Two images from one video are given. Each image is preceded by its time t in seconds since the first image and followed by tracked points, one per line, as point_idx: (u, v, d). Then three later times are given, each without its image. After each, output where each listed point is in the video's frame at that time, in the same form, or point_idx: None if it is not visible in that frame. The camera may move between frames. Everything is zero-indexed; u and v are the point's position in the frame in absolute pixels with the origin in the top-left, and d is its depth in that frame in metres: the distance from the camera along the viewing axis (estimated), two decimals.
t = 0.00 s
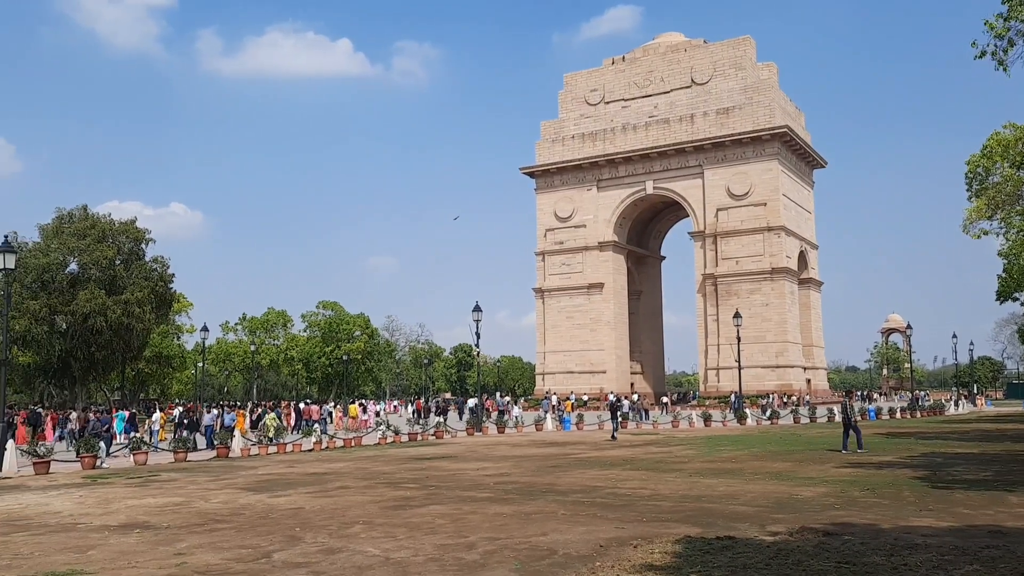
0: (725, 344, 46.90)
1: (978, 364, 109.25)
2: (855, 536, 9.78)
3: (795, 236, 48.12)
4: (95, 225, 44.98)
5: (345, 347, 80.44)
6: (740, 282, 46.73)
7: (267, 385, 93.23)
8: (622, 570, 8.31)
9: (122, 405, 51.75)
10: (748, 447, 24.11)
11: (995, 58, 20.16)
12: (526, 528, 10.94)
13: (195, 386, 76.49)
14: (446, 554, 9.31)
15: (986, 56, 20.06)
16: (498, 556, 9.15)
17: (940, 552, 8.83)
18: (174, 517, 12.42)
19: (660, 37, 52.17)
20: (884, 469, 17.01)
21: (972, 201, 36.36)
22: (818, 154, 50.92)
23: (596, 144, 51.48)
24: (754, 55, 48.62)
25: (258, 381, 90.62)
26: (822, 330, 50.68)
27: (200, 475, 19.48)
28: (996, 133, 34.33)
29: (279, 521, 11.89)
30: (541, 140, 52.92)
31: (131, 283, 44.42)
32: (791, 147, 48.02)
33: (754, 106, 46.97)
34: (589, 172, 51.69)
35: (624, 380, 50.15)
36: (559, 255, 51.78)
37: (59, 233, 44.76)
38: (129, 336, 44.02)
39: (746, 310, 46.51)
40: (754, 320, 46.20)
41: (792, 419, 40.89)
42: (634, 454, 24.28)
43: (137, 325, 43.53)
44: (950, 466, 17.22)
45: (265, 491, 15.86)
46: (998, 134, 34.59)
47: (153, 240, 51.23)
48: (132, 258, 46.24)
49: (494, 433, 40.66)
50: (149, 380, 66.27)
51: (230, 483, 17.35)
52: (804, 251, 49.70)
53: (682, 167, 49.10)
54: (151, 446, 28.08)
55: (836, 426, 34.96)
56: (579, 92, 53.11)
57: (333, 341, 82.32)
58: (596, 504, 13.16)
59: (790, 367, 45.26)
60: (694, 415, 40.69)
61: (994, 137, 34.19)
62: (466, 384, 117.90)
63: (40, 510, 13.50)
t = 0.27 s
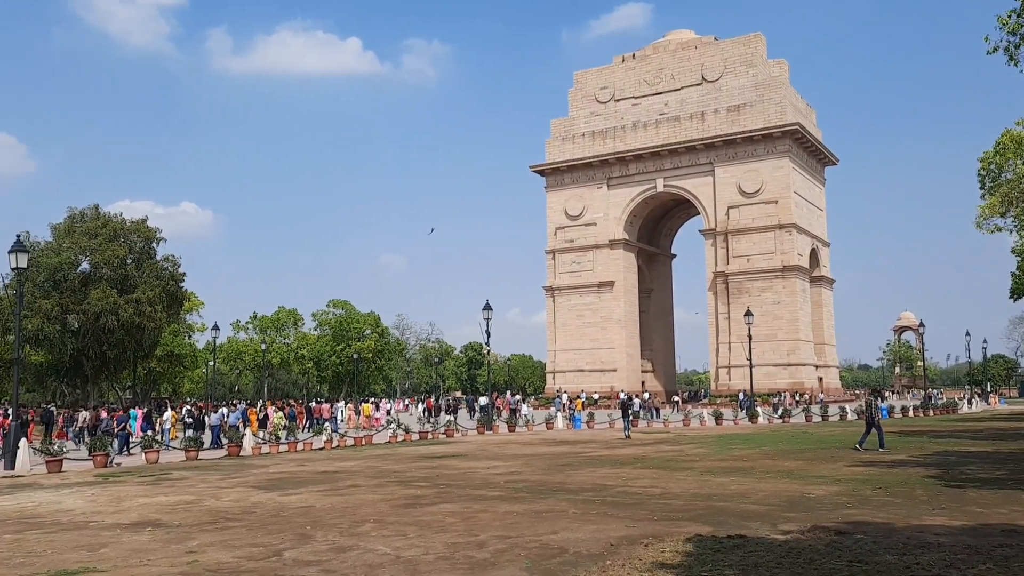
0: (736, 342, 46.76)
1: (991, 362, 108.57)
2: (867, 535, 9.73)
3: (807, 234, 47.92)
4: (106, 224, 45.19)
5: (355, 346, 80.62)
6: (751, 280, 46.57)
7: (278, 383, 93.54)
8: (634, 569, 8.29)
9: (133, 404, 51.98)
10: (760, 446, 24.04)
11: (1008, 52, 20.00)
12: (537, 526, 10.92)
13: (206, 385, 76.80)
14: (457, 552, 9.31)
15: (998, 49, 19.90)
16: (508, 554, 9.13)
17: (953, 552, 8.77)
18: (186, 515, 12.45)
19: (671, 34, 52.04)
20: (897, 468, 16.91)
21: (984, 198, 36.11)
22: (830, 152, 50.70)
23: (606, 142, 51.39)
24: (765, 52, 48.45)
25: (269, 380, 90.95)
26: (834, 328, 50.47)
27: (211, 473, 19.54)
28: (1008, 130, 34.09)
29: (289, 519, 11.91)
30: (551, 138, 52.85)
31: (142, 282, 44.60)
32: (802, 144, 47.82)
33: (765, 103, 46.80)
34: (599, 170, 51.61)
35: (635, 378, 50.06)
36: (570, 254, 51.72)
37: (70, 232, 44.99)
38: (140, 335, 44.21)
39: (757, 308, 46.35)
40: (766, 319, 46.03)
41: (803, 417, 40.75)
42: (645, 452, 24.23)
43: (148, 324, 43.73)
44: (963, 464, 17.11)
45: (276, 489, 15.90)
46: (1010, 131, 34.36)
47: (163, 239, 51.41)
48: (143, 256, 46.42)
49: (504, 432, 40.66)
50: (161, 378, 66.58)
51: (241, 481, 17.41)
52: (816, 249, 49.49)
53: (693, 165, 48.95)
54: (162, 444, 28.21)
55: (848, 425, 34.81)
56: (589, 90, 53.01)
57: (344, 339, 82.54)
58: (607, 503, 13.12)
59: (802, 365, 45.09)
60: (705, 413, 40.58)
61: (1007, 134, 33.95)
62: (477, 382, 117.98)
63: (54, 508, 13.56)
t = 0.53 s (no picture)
0: (744, 340, 46.68)
1: (1002, 360, 108.05)
2: (876, 534, 9.70)
3: (816, 232, 47.78)
4: (115, 223, 45.39)
5: (363, 344, 80.72)
6: (760, 278, 46.47)
7: (286, 382, 93.78)
8: (642, 567, 8.28)
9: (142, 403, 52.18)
10: (769, 444, 23.99)
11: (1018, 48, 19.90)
12: (545, 525, 10.92)
13: (215, 383, 77.02)
14: (465, 550, 9.31)
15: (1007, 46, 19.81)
16: (516, 552, 9.14)
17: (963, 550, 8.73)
18: (195, 513, 12.50)
19: (679, 32, 51.94)
20: (907, 466, 16.85)
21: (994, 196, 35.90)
22: (839, 149, 50.53)
23: (614, 140, 51.34)
24: (773, 49, 48.32)
25: (277, 378, 91.17)
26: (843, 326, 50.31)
27: (220, 471, 19.60)
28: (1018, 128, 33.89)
29: (298, 517, 11.94)
30: (559, 137, 52.81)
31: (151, 281, 44.77)
32: (811, 142, 47.67)
33: (774, 101, 46.66)
34: (607, 168, 51.55)
35: (643, 377, 50.02)
36: (578, 252, 51.68)
37: (80, 231, 45.20)
38: (150, 334, 44.38)
39: (766, 306, 46.24)
40: (774, 317, 45.92)
41: (812, 416, 40.64)
42: (653, 450, 24.20)
43: (158, 323, 43.94)
44: (973, 463, 17.04)
45: (285, 487, 15.95)
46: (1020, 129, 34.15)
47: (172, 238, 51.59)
48: (152, 256, 46.57)
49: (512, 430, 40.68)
50: (170, 377, 66.79)
51: (251, 479, 17.46)
52: (825, 247, 49.35)
53: (701, 163, 48.85)
54: (171, 443, 28.31)
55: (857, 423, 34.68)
56: (597, 88, 52.93)
57: (352, 338, 82.67)
58: (616, 501, 13.11)
59: (811, 364, 44.98)
60: (713, 412, 40.53)
61: (1016, 132, 33.75)
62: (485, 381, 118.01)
63: (64, 506, 13.62)
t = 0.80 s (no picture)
0: (752, 338, 46.59)
1: (1011, 359, 107.59)
2: (884, 532, 9.67)
3: (824, 230, 47.64)
4: (124, 221, 45.57)
5: (371, 342, 80.85)
6: (768, 276, 46.35)
7: (294, 380, 94.05)
8: (649, 565, 8.27)
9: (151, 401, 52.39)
10: (776, 443, 23.96)
11: None
12: (552, 523, 10.92)
13: (224, 381, 77.27)
14: (471, 548, 9.32)
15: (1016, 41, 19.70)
16: (523, 550, 9.14)
17: (971, 549, 8.70)
18: (203, 510, 12.53)
19: (686, 29, 51.84)
20: (915, 465, 16.78)
21: (1003, 194, 35.73)
22: (847, 147, 50.39)
23: (622, 138, 51.27)
24: (781, 47, 48.17)
25: (285, 376, 91.45)
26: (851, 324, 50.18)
27: (228, 469, 19.65)
28: None
29: (306, 515, 11.96)
30: (566, 135, 52.77)
31: (159, 280, 44.92)
32: (820, 140, 47.52)
33: (782, 98, 46.52)
34: (615, 166, 51.49)
35: (651, 375, 49.94)
36: (585, 250, 51.64)
37: (89, 230, 45.39)
38: (158, 332, 44.53)
39: (774, 304, 46.13)
40: (782, 315, 45.81)
41: (821, 414, 40.56)
42: (660, 449, 24.19)
43: (166, 321, 44.06)
44: (982, 462, 16.99)
45: (293, 485, 15.98)
46: None
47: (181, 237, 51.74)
48: (161, 254, 46.72)
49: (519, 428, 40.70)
50: (178, 375, 67.04)
51: (258, 477, 17.49)
52: (833, 245, 49.20)
53: (709, 161, 48.73)
54: (179, 441, 28.38)
55: (866, 421, 34.62)
56: (604, 86, 52.87)
57: (359, 336, 82.83)
58: (622, 499, 13.11)
59: (819, 362, 44.86)
60: (721, 410, 40.46)
61: None
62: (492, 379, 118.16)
63: (73, 503, 13.68)
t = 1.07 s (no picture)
0: (759, 336, 46.51)
1: (1019, 357, 107.10)
2: (890, 530, 9.66)
3: (831, 227, 47.52)
4: (132, 219, 45.72)
5: (377, 340, 80.95)
6: (775, 274, 46.27)
7: (301, 377, 94.25)
8: (654, 562, 8.29)
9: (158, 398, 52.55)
10: (783, 441, 23.93)
11: None
12: (558, 520, 10.94)
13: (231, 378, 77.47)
14: (477, 545, 9.34)
15: None
16: (528, 547, 9.16)
17: (978, 547, 8.68)
18: (209, 507, 12.58)
19: (693, 26, 51.75)
20: (922, 463, 16.75)
21: (1011, 191, 35.56)
22: (855, 144, 50.24)
23: (628, 135, 51.20)
24: (788, 44, 48.06)
25: (292, 373, 91.65)
26: (858, 321, 50.06)
27: (235, 466, 19.70)
28: None
29: (312, 511, 12.00)
30: (573, 132, 52.72)
31: (167, 277, 45.02)
32: (827, 137, 47.40)
33: (789, 95, 46.40)
34: (621, 163, 51.42)
35: (657, 372, 49.90)
36: (592, 247, 51.61)
37: (97, 227, 45.53)
38: (166, 329, 44.63)
39: (781, 302, 46.04)
40: (789, 312, 45.72)
41: (827, 412, 40.50)
42: (667, 446, 24.19)
43: (173, 318, 44.16)
44: (989, 459, 16.94)
45: (300, 482, 16.02)
46: None
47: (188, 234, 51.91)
48: (168, 251, 46.82)
49: (526, 425, 40.71)
50: (186, 372, 67.21)
51: (265, 474, 17.54)
52: (840, 242, 49.08)
53: (716, 158, 48.63)
54: (187, 438, 28.45)
55: (873, 419, 34.55)
56: (610, 83, 52.80)
57: (366, 333, 82.91)
58: (628, 497, 13.11)
59: (826, 360, 44.78)
60: (727, 407, 40.42)
61: None
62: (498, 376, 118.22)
63: (81, 500, 13.75)
